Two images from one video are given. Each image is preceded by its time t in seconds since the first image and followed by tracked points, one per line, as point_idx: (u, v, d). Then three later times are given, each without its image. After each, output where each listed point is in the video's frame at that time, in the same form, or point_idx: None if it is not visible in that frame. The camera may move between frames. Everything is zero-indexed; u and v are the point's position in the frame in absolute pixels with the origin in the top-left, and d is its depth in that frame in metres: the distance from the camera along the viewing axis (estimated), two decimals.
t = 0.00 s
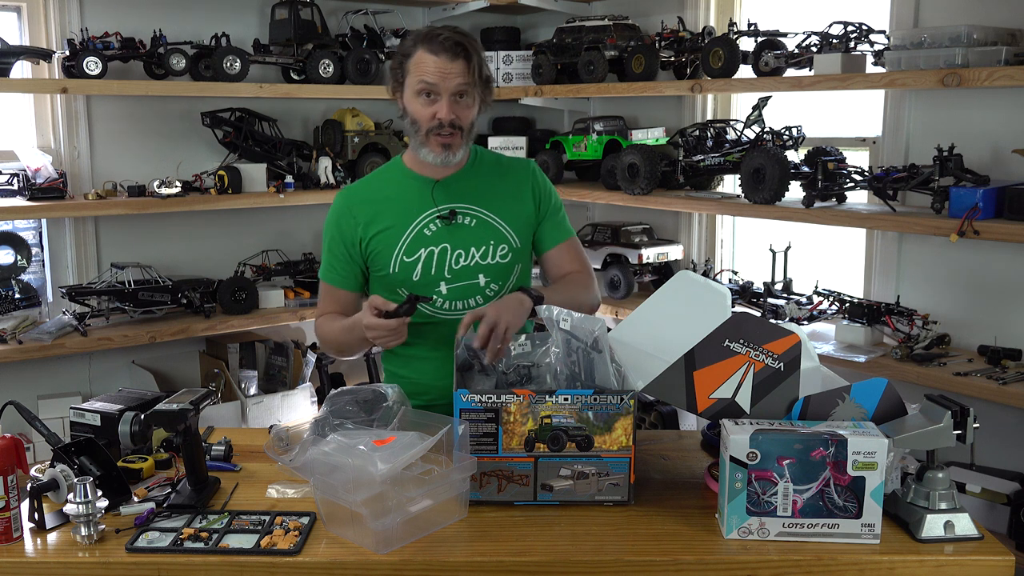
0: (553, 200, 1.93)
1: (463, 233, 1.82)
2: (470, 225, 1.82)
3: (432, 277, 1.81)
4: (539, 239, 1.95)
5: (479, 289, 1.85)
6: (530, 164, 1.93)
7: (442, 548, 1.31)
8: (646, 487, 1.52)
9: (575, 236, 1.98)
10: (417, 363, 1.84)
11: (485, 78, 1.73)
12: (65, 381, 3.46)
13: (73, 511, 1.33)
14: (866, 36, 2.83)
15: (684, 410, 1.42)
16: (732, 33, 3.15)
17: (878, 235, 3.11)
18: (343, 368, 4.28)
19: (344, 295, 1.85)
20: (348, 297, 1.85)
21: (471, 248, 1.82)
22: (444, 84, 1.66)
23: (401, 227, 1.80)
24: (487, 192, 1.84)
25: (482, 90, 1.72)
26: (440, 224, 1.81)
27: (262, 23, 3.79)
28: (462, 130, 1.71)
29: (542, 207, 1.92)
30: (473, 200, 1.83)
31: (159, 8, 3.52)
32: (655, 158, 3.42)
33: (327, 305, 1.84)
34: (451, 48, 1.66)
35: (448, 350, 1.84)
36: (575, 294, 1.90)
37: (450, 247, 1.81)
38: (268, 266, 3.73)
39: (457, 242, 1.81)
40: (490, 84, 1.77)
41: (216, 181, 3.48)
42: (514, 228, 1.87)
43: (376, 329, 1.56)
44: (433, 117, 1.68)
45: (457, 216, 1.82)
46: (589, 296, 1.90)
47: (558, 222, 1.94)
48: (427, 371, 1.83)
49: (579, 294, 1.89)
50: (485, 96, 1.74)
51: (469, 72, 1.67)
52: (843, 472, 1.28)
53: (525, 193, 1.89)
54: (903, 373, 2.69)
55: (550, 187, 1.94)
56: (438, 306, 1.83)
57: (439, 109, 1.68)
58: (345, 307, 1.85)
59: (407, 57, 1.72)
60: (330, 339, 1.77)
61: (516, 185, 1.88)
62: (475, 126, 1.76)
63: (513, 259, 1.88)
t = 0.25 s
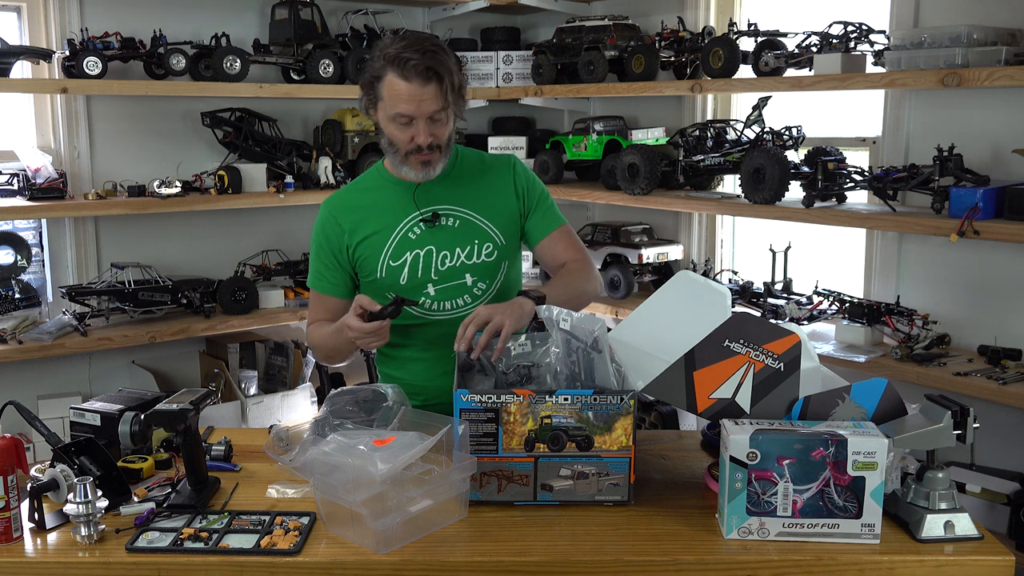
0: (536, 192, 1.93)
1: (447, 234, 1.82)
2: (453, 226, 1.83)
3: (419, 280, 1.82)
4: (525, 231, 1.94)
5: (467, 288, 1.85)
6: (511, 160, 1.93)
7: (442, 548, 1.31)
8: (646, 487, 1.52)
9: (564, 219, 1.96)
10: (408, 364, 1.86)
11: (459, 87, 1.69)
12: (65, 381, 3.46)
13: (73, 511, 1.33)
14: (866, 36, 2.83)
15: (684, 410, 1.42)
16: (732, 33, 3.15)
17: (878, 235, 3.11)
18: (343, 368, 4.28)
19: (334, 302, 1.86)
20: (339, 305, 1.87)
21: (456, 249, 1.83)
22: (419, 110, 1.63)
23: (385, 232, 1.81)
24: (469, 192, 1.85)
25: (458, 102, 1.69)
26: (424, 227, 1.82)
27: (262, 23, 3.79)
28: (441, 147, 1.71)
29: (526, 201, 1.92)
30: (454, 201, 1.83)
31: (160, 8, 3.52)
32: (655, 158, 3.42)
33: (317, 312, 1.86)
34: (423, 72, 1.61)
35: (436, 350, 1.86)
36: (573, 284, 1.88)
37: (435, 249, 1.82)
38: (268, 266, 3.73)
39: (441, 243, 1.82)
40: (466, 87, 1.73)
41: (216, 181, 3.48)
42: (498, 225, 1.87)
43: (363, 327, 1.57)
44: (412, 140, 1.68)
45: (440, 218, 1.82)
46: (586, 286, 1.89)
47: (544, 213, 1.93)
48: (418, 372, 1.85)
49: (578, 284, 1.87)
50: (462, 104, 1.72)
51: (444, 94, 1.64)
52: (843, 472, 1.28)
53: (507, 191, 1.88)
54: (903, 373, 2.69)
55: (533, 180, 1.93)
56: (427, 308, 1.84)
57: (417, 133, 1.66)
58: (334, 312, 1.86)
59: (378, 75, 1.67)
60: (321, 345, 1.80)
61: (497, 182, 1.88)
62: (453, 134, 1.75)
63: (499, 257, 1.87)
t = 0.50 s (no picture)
0: (536, 192, 1.90)
1: (441, 234, 1.83)
2: (447, 226, 1.83)
3: (413, 279, 1.84)
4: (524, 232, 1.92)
5: (461, 288, 1.85)
6: (511, 160, 1.92)
7: (442, 548, 1.31)
8: (646, 487, 1.52)
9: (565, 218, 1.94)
10: (404, 363, 1.87)
11: (449, 88, 1.69)
12: (65, 381, 3.46)
13: (73, 511, 1.33)
14: (866, 36, 2.83)
15: (684, 410, 1.42)
16: (732, 33, 3.15)
17: (878, 236, 3.11)
18: (344, 368, 4.28)
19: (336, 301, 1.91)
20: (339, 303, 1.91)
21: (449, 249, 1.83)
22: (407, 113, 1.64)
23: (381, 232, 1.84)
24: (466, 192, 1.85)
25: (448, 103, 1.69)
26: (419, 227, 1.83)
27: (262, 23, 3.79)
28: (434, 148, 1.71)
29: (524, 201, 1.90)
30: (450, 201, 1.83)
31: (160, 8, 3.52)
32: (655, 158, 3.42)
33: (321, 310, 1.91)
34: (410, 75, 1.61)
35: (431, 347, 1.86)
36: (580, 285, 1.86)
37: (429, 249, 1.83)
38: (268, 266, 3.73)
39: (435, 243, 1.83)
40: (457, 87, 1.72)
41: (216, 181, 3.48)
42: (494, 226, 1.86)
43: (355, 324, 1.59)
44: (403, 143, 1.68)
45: (435, 217, 1.83)
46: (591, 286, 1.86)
47: (543, 213, 1.91)
48: (415, 370, 1.86)
49: (584, 285, 1.85)
50: (453, 105, 1.72)
51: (432, 96, 1.64)
52: (843, 472, 1.28)
53: (504, 191, 1.87)
54: (903, 373, 2.69)
55: (533, 180, 1.92)
56: (421, 306, 1.85)
57: (407, 137, 1.67)
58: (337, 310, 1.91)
59: (368, 79, 1.68)
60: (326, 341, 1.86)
61: (494, 182, 1.87)
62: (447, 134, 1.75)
63: (495, 256, 1.86)
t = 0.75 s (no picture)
0: (549, 193, 1.88)
1: (450, 233, 1.83)
2: (457, 225, 1.83)
3: (422, 276, 1.84)
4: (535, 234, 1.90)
5: (470, 286, 1.85)
6: (526, 162, 1.90)
7: (441, 548, 1.31)
8: (646, 487, 1.52)
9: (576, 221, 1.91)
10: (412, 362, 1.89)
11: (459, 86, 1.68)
12: (65, 381, 3.46)
13: (73, 511, 1.33)
14: (866, 36, 2.83)
15: (684, 410, 1.42)
16: (732, 33, 3.15)
17: (878, 236, 3.11)
18: (344, 368, 4.28)
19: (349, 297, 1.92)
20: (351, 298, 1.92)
21: (458, 247, 1.83)
22: (417, 112, 1.64)
23: (392, 229, 1.84)
24: (477, 191, 1.84)
25: (459, 102, 1.69)
26: (429, 225, 1.83)
27: (262, 23, 3.79)
28: (444, 147, 1.72)
29: (536, 203, 1.88)
30: (461, 200, 1.83)
31: (160, 8, 3.52)
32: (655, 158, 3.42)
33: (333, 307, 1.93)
34: (419, 74, 1.61)
35: (439, 345, 1.87)
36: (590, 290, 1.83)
37: (438, 247, 1.83)
38: (268, 266, 3.73)
39: (445, 241, 1.83)
40: (467, 85, 1.72)
41: (216, 181, 3.48)
42: (504, 225, 1.85)
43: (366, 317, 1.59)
44: (413, 142, 1.69)
45: (446, 216, 1.83)
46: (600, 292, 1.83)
47: (555, 216, 1.88)
48: (425, 368, 1.87)
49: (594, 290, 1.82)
50: (464, 103, 1.71)
51: (441, 96, 1.63)
52: (843, 472, 1.28)
53: (516, 191, 1.86)
54: (904, 373, 2.69)
55: (546, 182, 1.90)
56: (430, 304, 1.86)
57: (417, 135, 1.67)
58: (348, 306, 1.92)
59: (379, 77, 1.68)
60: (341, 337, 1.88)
61: (506, 183, 1.86)
62: (458, 132, 1.75)
63: (504, 256, 1.85)
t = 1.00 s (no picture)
0: (568, 193, 1.90)
1: (472, 230, 1.83)
2: (479, 222, 1.83)
3: (443, 272, 1.83)
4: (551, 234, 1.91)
5: (490, 283, 1.85)
6: (545, 162, 1.92)
7: (441, 548, 1.31)
8: (645, 487, 1.52)
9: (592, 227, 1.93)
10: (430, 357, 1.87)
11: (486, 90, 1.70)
12: (65, 381, 3.46)
13: (73, 511, 1.33)
14: (866, 36, 2.83)
15: (684, 410, 1.42)
16: (732, 33, 3.15)
17: (878, 236, 3.11)
18: (344, 368, 4.28)
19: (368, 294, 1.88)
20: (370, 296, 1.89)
21: (480, 244, 1.83)
22: (443, 111, 1.65)
23: (414, 225, 1.84)
24: (498, 189, 1.85)
25: (484, 104, 1.70)
26: (451, 222, 1.83)
27: (262, 23, 3.79)
28: (466, 148, 1.72)
29: (556, 202, 1.89)
30: (482, 197, 1.84)
31: (160, 8, 3.52)
32: (655, 158, 3.42)
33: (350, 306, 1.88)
34: (449, 73, 1.63)
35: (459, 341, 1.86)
36: (597, 295, 1.85)
37: (460, 244, 1.82)
38: (268, 266, 3.73)
39: (467, 238, 1.82)
40: (494, 89, 1.74)
41: (216, 181, 3.48)
42: (526, 223, 1.85)
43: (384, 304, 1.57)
44: (437, 140, 1.69)
45: (467, 213, 1.83)
46: (610, 296, 1.85)
47: (573, 216, 1.90)
48: (443, 365, 1.85)
49: (602, 294, 1.84)
50: (489, 106, 1.73)
51: (469, 96, 1.65)
52: (842, 472, 1.28)
53: (537, 190, 1.87)
54: (903, 373, 2.69)
55: (565, 182, 1.92)
56: (451, 300, 1.85)
57: (441, 134, 1.68)
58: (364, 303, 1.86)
59: (407, 74, 1.70)
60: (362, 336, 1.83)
61: (527, 181, 1.87)
62: (482, 135, 1.76)
63: (525, 254, 1.85)
